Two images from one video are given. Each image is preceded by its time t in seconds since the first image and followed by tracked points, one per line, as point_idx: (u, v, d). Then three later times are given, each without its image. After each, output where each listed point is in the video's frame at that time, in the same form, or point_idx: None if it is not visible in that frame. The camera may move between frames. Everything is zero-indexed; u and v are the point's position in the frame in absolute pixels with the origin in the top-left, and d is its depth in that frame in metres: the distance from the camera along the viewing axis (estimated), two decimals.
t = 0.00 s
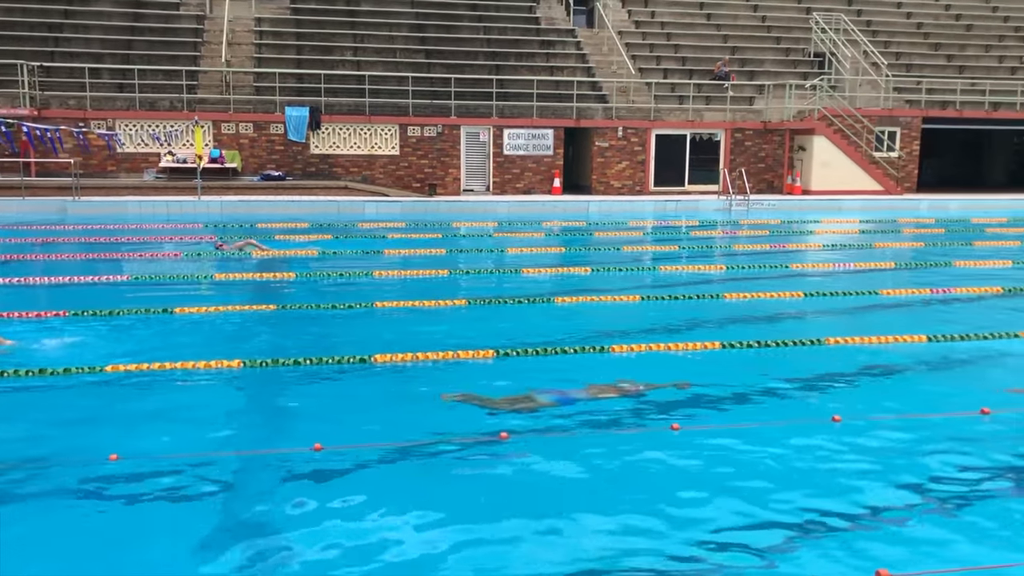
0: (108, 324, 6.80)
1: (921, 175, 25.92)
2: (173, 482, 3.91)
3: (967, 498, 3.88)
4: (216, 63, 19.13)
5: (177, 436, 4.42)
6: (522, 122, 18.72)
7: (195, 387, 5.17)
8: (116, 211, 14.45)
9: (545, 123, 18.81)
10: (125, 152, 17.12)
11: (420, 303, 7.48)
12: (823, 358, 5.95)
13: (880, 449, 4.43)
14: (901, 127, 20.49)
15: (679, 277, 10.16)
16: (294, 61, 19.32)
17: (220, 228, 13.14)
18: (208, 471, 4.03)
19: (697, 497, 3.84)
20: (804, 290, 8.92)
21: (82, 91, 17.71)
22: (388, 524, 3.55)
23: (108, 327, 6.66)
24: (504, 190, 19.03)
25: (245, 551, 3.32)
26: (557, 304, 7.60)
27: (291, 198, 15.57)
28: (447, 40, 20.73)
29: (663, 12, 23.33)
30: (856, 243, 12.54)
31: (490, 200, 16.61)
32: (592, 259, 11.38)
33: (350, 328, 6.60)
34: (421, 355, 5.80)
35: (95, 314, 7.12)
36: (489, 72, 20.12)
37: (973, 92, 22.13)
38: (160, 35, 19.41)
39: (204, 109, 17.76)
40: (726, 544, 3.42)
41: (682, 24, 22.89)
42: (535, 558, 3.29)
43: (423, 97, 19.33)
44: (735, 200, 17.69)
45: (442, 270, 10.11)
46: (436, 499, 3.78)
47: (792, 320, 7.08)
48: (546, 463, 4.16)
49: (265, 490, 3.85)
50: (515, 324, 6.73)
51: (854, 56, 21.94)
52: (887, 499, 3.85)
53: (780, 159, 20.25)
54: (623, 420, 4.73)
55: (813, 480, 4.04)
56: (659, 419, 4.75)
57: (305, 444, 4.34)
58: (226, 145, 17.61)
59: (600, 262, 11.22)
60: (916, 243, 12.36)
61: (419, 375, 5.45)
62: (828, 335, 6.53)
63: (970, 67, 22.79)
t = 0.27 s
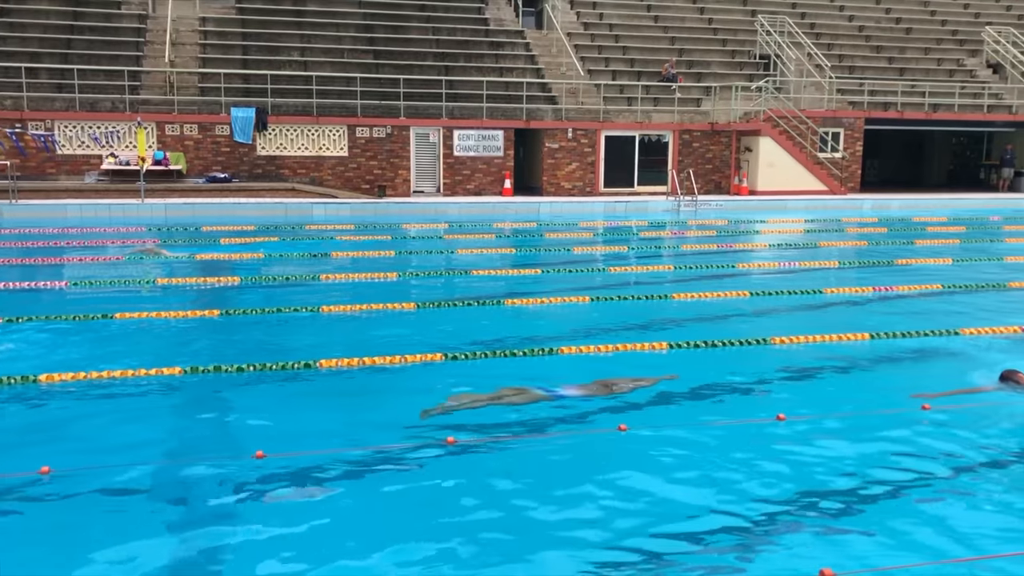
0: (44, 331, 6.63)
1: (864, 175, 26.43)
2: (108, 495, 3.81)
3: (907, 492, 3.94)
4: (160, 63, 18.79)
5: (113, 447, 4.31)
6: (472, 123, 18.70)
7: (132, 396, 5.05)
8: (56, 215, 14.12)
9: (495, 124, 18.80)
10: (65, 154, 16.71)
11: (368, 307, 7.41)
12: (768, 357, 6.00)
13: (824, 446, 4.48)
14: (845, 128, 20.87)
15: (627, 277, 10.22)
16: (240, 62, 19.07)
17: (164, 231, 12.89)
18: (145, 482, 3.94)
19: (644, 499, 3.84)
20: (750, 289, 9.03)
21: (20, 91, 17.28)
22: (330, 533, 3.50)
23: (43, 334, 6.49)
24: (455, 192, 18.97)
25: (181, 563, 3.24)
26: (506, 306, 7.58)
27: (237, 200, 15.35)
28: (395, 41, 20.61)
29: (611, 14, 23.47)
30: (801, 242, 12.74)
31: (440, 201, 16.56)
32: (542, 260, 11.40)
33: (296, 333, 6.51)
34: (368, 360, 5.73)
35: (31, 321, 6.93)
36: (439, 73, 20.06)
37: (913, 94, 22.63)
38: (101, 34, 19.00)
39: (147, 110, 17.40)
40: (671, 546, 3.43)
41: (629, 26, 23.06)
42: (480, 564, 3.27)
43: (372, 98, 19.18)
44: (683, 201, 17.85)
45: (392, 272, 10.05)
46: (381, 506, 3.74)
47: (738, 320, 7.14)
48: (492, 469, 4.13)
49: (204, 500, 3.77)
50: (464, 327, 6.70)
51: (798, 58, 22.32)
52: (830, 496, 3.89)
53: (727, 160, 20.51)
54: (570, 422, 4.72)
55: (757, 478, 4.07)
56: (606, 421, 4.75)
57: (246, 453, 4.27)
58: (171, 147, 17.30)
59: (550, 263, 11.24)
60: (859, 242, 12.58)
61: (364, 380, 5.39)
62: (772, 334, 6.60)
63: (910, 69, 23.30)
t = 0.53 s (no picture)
0: None
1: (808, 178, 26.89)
2: (37, 511, 3.68)
3: (853, 495, 3.97)
4: (98, 68, 18.38)
5: (43, 464, 4.17)
6: (419, 128, 18.61)
7: (65, 410, 4.90)
8: None
9: (443, 129, 18.75)
10: None
11: (312, 314, 7.30)
12: (714, 360, 6.04)
13: (770, 450, 4.50)
14: (788, 132, 21.21)
15: (576, 281, 10.24)
16: (182, 66, 18.74)
17: (103, 239, 12.59)
18: (77, 499, 3.81)
19: (591, 504, 3.82)
20: (696, 292, 9.12)
21: None
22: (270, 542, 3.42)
23: None
24: (403, 197, 18.85)
25: None
26: (453, 312, 7.52)
27: (181, 207, 15.08)
28: (341, 45, 20.42)
29: (557, 19, 23.55)
30: (747, 245, 12.91)
31: (388, 206, 16.46)
32: (491, 265, 11.38)
33: (238, 341, 6.40)
34: (311, 369, 5.64)
35: None
36: (386, 77, 19.94)
37: (853, 99, 23.09)
38: (37, 37, 18.53)
39: (85, 115, 17.00)
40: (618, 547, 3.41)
41: (576, 31, 23.18)
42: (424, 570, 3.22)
43: (318, 103, 18.98)
44: (631, 205, 17.97)
45: (337, 279, 9.92)
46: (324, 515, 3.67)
47: (684, 323, 7.19)
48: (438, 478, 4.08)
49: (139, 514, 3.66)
50: (410, 334, 6.64)
51: (742, 63, 22.63)
52: (777, 501, 3.90)
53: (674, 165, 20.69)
54: (516, 430, 4.68)
55: (705, 482, 4.08)
56: (553, 427, 4.73)
57: (183, 466, 4.16)
58: (111, 153, 16.93)
59: (499, 268, 11.20)
60: (802, 244, 12.79)
61: (307, 389, 5.30)
62: (718, 337, 6.66)
63: (850, 74, 23.77)
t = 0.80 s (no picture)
0: None
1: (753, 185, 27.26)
2: None
3: (798, 501, 3.98)
4: (35, 77, 17.96)
5: None
6: (367, 137, 18.50)
7: None
8: None
9: (391, 138, 18.66)
10: None
11: (254, 328, 7.16)
12: (661, 368, 6.05)
13: (715, 457, 4.50)
14: (733, 140, 21.52)
15: (525, 290, 10.23)
16: (122, 75, 18.38)
17: (41, 253, 12.26)
18: None
19: (537, 518, 3.78)
20: (644, 299, 9.17)
21: None
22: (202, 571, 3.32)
23: None
24: (351, 207, 18.70)
25: None
26: (399, 323, 7.43)
27: (122, 219, 14.77)
28: (286, 54, 20.22)
29: (504, 28, 23.60)
30: (694, 252, 13.02)
31: (336, 216, 16.30)
32: (440, 274, 11.32)
33: (177, 357, 6.25)
34: (251, 385, 5.52)
35: None
36: (332, 86, 19.76)
37: (796, 107, 23.49)
38: None
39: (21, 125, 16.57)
40: (561, 565, 3.37)
41: (524, 40, 23.23)
42: None
43: (263, 112, 18.74)
44: (580, 213, 18.05)
45: (282, 290, 9.78)
46: (260, 539, 3.57)
47: (631, 331, 7.20)
48: (381, 495, 4.01)
49: (67, 545, 3.53)
50: (354, 346, 6.55)
51: (688, 72, 22.83)
52: (723, 509, 3.90)
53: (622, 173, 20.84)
54: (461, 444, 4.63)
55: (650, 493, 4.06)
56: (498, 441, 4.67)
57: (113, 492, 4.03)
58: (49, 164, 16.51)
59: (448, 277, 11.15)
60: (748, 250, 12.94)
61: (246, 406, 5.18)
62: (664, 345, 6.67)
63: (793, 83, 24.18)
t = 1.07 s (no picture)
0: None
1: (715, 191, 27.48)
2: None
3: (753, 513, 3.94)
4: None
5: None
6: (326, 145, 18.37)
7: None
8: None
9: (351, 146, 18.55)
10: None
11: (207, 340, 7.02)
12: (617, 378, 6.01)
13: (671, 469, 4.46)
14: (693, 147, 21.68)
15: (486, 299, 10.18)
16: (75, 84, 18.05)
17: None
18: None
19: (487, 535, 3.72)
20: (603, 307, 9.17)
21: None
22: None
23: None
24: (311, 216, 18.54)
25: None
26: (357, 334, 7.33)
27: (75, 230, 14.51)
28: (244, 62, 20.02)
29: (465, 36, 23.58)
30: (652, 259, 13.07)
31: (295, 226, 16.14)
32: (399, 284, 11.23)
33: (125, 373, 6.10)
34: (201, 400, 5.40)
35: None
36: (291, 94, 19.59)
37: (755, 113, 23.72)
38: None
39: None
40: None
41: (484, 48, 23.24)
42: None
43: (221, 120, 18.52)
44: (542, 221, 18.05)
45: (237, 301, 9.64)
46: (201, 560, 3.49)
47: (589, 339, 7.16)
48: (329, 514, 3.92)
49: None
50: (308, 359, 6.44)
51: (647, 80, 23.04)
52: (678, 523, 3.85)
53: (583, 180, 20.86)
54: (413, 459, 4.54)
55: (605, 505, 4.02)
56: (450, 454, 4.61)
57: (51, 514, 3.91)
58: None
59: (408, 287, 11.06)
60: (708, 257, 13.01)
61: (195, 423, 5.07)
62: (622, 353, 6.64)
63: (752, 90, 24.42)
